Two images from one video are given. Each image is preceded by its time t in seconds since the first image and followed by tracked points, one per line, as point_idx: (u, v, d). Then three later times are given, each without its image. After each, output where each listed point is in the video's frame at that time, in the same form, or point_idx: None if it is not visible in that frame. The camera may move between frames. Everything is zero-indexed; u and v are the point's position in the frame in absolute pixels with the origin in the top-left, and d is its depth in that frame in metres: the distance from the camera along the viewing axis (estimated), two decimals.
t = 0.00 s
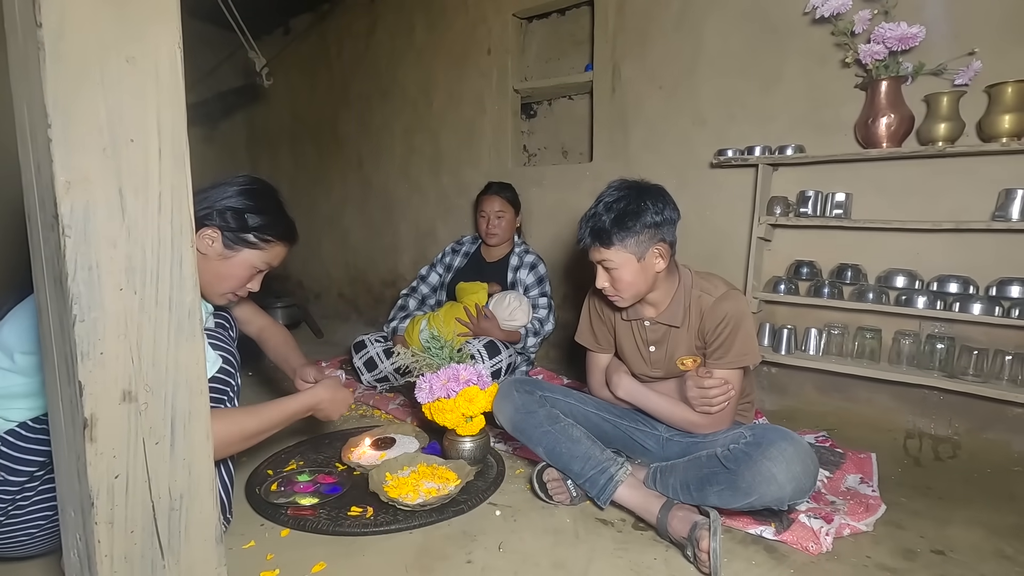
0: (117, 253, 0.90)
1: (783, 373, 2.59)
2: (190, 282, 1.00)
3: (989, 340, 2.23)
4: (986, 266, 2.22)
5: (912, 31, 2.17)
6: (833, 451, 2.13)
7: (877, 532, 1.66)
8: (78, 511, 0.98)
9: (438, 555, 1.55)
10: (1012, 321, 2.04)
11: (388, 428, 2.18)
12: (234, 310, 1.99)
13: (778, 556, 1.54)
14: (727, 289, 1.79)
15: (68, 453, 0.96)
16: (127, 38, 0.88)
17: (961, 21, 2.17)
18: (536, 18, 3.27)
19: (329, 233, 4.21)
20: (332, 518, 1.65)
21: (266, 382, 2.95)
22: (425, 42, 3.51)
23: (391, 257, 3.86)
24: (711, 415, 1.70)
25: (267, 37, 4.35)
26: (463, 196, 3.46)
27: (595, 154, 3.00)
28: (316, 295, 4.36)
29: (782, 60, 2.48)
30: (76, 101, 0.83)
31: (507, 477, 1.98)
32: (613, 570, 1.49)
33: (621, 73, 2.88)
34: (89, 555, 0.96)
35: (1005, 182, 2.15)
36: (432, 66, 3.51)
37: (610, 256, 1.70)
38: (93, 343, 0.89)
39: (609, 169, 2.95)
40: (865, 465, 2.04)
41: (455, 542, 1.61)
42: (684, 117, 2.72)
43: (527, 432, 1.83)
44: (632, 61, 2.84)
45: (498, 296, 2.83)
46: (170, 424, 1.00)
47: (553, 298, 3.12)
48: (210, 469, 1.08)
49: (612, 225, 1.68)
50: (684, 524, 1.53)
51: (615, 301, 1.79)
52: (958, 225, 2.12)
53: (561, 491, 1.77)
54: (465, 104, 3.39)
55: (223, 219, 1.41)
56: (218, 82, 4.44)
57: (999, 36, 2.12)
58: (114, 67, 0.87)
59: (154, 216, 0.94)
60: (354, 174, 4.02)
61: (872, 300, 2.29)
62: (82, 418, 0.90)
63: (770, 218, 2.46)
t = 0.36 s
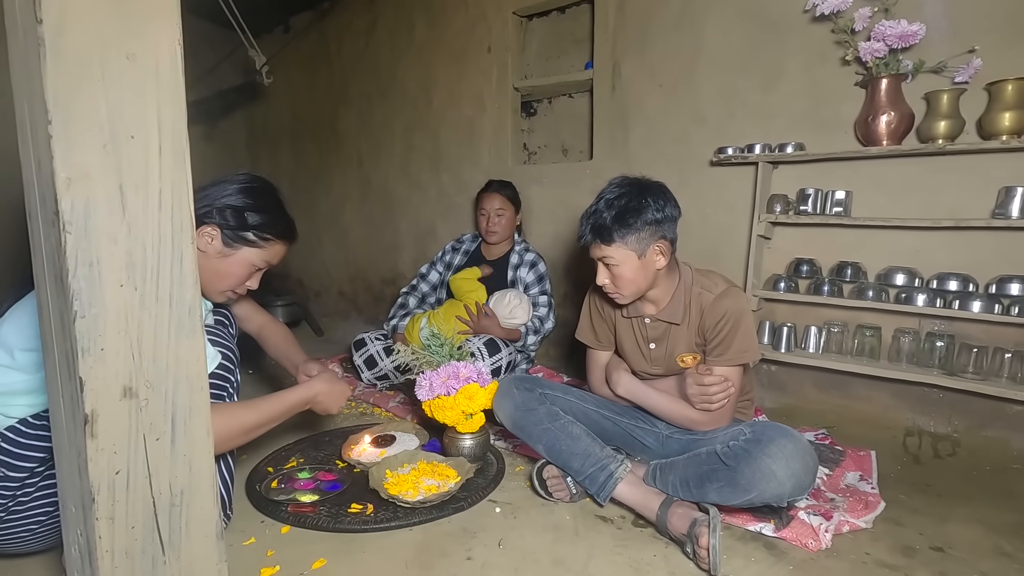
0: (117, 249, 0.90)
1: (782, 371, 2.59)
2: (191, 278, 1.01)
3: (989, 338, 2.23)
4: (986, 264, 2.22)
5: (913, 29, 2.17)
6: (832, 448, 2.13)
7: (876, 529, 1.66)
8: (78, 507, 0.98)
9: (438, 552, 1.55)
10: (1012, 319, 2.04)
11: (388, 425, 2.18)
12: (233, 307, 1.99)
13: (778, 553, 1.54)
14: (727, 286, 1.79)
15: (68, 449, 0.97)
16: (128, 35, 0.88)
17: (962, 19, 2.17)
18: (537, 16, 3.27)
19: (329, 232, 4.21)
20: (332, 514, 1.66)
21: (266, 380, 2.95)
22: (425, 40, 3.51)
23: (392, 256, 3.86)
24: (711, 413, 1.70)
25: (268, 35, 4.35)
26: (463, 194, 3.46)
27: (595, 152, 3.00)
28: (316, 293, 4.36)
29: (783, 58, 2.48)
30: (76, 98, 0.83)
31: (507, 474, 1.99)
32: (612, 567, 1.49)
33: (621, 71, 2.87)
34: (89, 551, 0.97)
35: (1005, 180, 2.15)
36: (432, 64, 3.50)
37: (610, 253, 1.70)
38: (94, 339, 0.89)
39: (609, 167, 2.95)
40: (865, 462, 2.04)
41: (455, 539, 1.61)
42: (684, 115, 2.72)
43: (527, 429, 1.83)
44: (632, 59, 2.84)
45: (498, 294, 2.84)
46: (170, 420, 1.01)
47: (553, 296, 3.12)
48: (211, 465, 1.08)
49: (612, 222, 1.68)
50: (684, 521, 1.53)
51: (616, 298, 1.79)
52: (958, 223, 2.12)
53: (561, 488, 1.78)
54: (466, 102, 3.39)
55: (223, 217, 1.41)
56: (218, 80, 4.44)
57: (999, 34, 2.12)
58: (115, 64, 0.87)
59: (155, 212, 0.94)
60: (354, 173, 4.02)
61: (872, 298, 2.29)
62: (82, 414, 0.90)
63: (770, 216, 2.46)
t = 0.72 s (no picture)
0: (116, 248, 0.90)
1: (782, 370, 2.59)
2: (189, 278, 1.00)
3: (989, 337, 2.23)
4: (986, 263, 2.22)
5: (913, 27, 2.17)
6: (832, 447, 2.13)
7: (875, 528, 1.66)
8: (77, 507, 0.98)
9: (437, 551, 1.55)
10: (1011, 318, 2.04)
11: (388, 424, 2.18)
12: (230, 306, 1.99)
13: (777, 552, 1.54)
14: (727, 285, 1.79)
15: (67, 448, 0.96)
16: (126, 34, 0.88)
17: (962, 17, 2.17)
18: (536, 15, 3.26)
19: (329, 231, 4.20)
20: (332, 514, 1.66)
21: (265, 380, 2.95)
22: (425, 39, 3.51)
23: (391, 255, 3.86)
24: (711, 412, 1.70)
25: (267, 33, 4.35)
26: (463, 193, 3.46)
27: (595, 151, 2.99)
28: (316, 292, 4.36)
29: (782, 56, 2.47)
30: (74, 97, 0.83)
31: (506, 473, 1.99)
32: (612, 566, 1.49)
33: (621, 69, 2.87)
34: (88, 551, 0.96)
35: (1005, 179, 2.15)
36: (432, 63, 3.50)
37: (611, 251, 1.70)
38: (93, 339, 0.89)
39: (609, 165, 2.94)
40: (865, 461, 2.04)
41: (455, 538, 1.61)
42: (684, 113, 2.72)
43: (527, 428, 1.83)
44: (632, 57, 2.83)
45: (497, 293, 2.85)
46: (169, 420, 1.00)
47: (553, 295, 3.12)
48: (210, 464, 1.08)
49: (613, 220, 1.68)
50: (683, 520, 1.53)
51: (616, 296, 1.79)
52: (958, 221, 2.12)
53: (561, 487, 1.78)
54: (465, 101, 3.38)
55: (220, 216, 1.41)
56: (217, 79, 4.44)
57: (1000, 32, 2.12)
58: (113, 63, 0.86)
59: (154, 212, 0.94)
60: (354, 171, 4.01)
61: (872, 297, 2.29)
62: (81, 413, 0.90)
63: (770, 215, 2.46)
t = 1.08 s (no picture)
0: (116, 248, 0.90)
1: (782, 369, 2.59)
2: (189, 277, 1.00)
3: (989, 336, 2.23)
4: (986, 262, 2.22)
5: (913, 27, 2.17)
6: (832, 447, 2.13)
7: (876, 528, 1.66)
8: (77, 507, 0.98)
9: (438, 551, 1.55)
10: (1012, 317, 2.04)
11: (388, 424, 2.18)
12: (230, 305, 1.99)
13: (777, 552, 1.54)
14: (728, 284, 1.79)
15: (67, 448, 0.96)
16: (126, 33, 0.87)
17: (963, 16, 2.16)
18: (536, 14, 3.26)
19: (329, 230, 4.20)
20: (332, 513, 1.66)
21: (265, 379, 2.95)
22: (424, 38, 3.50)
23: (391, 254, 3.86)
24: (711, 411, 1.70)
25: (267, 33, 4.34)
26: (463, 192, 3.45)
27: (595, 150, 2.99)
28: (316, 292, 4.36)
29: (782, 55, 2.47)
30: (75, 96, 0.83)
31: (507, 473, 1.99)
32: (612, 566, 1.49)
33: (621, 68, 2.87)
34: (88, 551, 0.96)
35: (1006, 178, 2.15)
36: (432, 62, 3.50)
37: (612, 249, 1.70)
38: (93, 338, 0.89)
39: (610, 165, 2.94)
40: (865, 461, 2.04)
41: (455, 537, 1.61)
42: (684, 113, 2.72)
43: (527, 428, 1.83)
44: (632, 56, 2.83)
45: (493, 292, 2.84)
46: (169, 419, 1.00)
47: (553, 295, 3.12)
48: (210, 464, 1.08)
49: (616, 218, 1.68)
50: (683, 519, 1.53)
51: (617, 295, 1.78)
52: (959, 221, 2.12)
53: (561, 486, 1.78)
54: (465, 100, 3.38)
55: (220, 216, 1.41)
56: (217, 78, 4.44)
57: (1000, 32, 2.12)
58: (113, 62, 0.86)
59: (154, 211, 0.93)
60: (354, 171, 4.01)
61: (872, 297, 2.29)
62: (81, 413, 0.90)
63: (770, 214, 2.46)
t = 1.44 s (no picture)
0: (109, 244, 0.90)
1: (779, 367, 2.60)
2: (183, 273, 1.00)
3: (984, 333, 2.24)
4: (981, 260, 2.23)
5: (909, 24, 2.18)
6: (827, 444, 2.14)
7: (870, 524, 1.66)
8: (71, 504, 0.98)
9: (433, 548, 1.55)
10: (1006, 314, 2.05)
11: (384, 421, 2.18)
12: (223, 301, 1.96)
13: (772, 548, 1.55)
14: (723, 282, 1.80)
15: (61, 445, 0.96)
16: (118, 28, 0.87)
17: (958, 14, 2.17)
18: (533, 12, 3.26)
19: (326, 228, 4.20)
20: (327, 511, 1.66)
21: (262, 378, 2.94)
22: (421, 36, 3.50)
23: (388, 253, 3.86)
24: (706, 408, 1.70)
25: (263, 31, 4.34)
26: (460, 190, 3.45)
27: (592, 148, 2.99)
28: (313, 290, 4.35)
29: (778, 52, 2.48)
30: (67, 92, 0.83)
31: (503, 470, 1.99)
32: (607, 563, 1.49)
33: (618, 66, 2.87)
34: (82, 547, 0.96)
35: (1001, 176, 2.16)
36: (429, 60, 3.50)
37: (608, 247, 1.70)
38: (86, 334, 0.89)
39: (606, 163, 2.94)
40: (860, 458, 2.04)
41: (451, 534, 1.61)
42: (681, 111, 2.72)
43: (523, 425, 1.83)
44: (629, 54, 2.83)
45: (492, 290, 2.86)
46: (163, 416, 1.00)
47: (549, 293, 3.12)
48: (204, 460, 1.08)
49: (611, 216, 1.68)
50: (679, 516, 1.54)
51: (613, 293, 1.78)
52: (954, 219, 2.12)
53: (556, 483, 1.78)
54: (462, 98, 3.38)
55: (213, 211, 1.41)
56: (213, 76, 4.43)
57: (995, 30, 2.12)
58: (105, 57, 0.86)
59: (147, 206, 0.93)
60: (350, 169, 4.00)
61: (867, 294, 2.30)
62: (74, 409, 0.89)
63: (766, 212, 2.47)
